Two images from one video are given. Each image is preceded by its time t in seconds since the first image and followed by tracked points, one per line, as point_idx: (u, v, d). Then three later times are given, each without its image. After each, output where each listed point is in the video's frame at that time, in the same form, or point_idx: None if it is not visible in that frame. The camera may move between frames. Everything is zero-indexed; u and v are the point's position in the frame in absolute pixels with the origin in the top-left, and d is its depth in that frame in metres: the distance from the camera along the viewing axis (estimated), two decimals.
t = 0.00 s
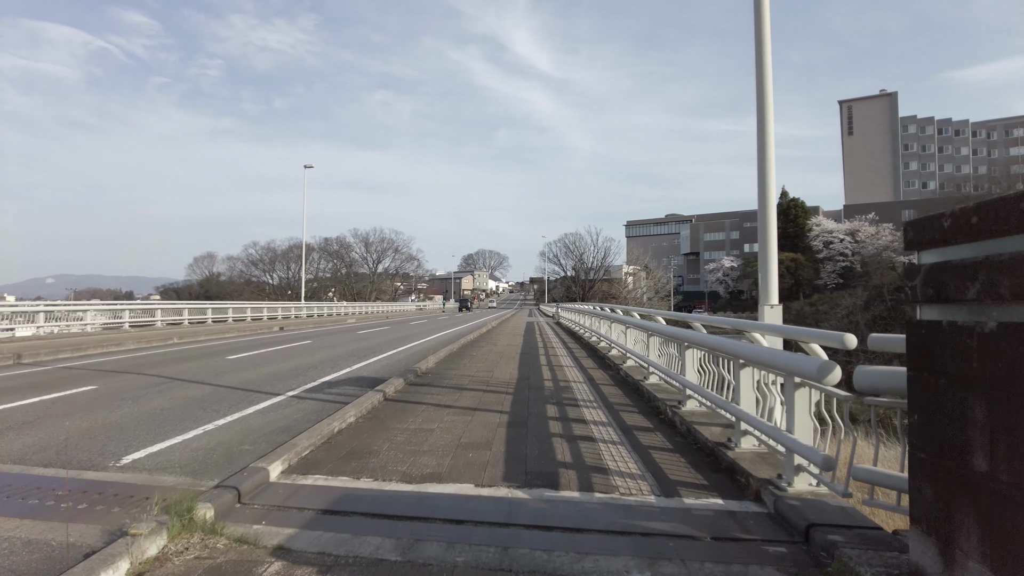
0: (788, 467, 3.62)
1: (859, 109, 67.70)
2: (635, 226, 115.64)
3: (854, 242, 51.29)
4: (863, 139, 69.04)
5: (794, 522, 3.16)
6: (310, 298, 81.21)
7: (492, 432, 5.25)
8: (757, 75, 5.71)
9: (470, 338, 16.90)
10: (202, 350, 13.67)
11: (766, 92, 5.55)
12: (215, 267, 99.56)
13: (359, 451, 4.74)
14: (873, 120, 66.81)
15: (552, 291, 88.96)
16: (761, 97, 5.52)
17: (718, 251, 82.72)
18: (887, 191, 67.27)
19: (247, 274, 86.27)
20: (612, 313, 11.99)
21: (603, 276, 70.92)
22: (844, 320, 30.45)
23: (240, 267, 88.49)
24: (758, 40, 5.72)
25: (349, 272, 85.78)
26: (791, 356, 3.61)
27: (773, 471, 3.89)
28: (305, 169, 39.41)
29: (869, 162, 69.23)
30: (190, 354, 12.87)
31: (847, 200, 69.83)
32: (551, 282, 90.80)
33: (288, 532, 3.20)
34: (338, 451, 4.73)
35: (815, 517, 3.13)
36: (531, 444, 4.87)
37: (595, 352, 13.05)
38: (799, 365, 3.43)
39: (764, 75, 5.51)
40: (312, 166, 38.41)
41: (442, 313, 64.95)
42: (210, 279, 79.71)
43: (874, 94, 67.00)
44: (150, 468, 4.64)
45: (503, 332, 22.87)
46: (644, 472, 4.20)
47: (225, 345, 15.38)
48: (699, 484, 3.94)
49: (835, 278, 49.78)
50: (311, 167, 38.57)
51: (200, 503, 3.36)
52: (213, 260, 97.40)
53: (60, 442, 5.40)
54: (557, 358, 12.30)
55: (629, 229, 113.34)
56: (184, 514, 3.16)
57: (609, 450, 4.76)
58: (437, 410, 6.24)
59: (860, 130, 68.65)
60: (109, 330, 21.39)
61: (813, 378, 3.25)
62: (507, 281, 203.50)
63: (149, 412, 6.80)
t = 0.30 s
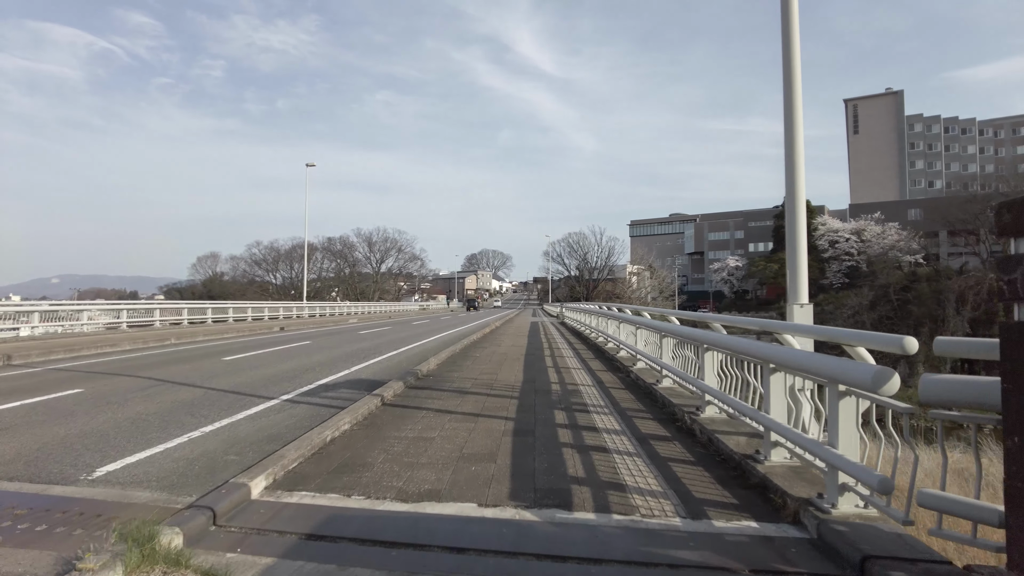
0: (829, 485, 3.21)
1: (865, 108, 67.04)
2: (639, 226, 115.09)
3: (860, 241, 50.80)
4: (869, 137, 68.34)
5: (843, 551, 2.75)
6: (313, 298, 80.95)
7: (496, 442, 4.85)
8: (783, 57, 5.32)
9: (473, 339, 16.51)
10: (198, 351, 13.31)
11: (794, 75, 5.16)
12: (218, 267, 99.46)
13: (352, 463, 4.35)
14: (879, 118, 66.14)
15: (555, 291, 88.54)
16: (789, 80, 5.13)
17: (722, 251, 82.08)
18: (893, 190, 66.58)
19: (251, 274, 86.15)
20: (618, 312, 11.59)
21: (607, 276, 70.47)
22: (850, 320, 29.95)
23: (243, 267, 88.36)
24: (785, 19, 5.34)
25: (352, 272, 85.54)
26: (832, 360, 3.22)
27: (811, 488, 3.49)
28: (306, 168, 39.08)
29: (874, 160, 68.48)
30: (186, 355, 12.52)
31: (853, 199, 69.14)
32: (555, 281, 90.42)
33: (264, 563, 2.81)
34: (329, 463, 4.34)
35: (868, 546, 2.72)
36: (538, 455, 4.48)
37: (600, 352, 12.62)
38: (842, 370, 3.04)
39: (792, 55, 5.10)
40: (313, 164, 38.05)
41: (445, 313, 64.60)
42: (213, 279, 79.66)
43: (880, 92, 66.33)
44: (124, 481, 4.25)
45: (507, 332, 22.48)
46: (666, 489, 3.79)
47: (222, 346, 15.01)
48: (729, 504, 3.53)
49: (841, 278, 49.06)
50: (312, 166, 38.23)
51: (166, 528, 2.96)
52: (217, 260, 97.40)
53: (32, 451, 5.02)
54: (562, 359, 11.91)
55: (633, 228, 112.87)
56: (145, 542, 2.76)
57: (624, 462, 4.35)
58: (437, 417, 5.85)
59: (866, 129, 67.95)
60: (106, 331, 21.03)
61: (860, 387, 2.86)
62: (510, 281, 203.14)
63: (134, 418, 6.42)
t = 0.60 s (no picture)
0: (881, 518, 2.80)
1: (873, 107, 66.26)
2: (644, 226, 114.53)
3: (867, 241, 50.20)
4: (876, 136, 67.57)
5: None
6: (317, 298, 80.83)
7: (501, 459, 4.46)
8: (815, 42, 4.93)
9: (477, 341, 16.13)
10: (195, 354, 12.99)
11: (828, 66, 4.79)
12: (224, 267, 99.51)
13: (343, 485, 3.97)
14: (886, 117, 65.42)
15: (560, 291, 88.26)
16: (822, 66, 4.73)
17: (728, 251, 81.43)
18: (901, 190, 65.83)
19: (255, 274, 86.14)
20: (625, 314, 11.24)
21: (612, 276, 69.98)
22: (857, 321, 29.44)
23: (248, 267, 88.34)
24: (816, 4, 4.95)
25: (357, 271, 85.40)
26: (878, 375, 2.86)
27: (857, 519, 3.09)
28: (311, 168, 38.79)
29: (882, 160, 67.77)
30: (182, 358, 12.19)
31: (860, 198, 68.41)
32: (559, 282, 90.08)
33: None
34: (318, 484, 3.97)
35: None
36: (547, 475, 4.08)
37: (608, 355, 12.19)
38: (891, 387, 2.68)
39: (825, 40, 4.71)
40: (318, 164, 37.91)
41: (449, 313, 64.25)
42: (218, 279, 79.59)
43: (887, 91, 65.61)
44: (94, 502, 3.89)
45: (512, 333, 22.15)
46: (689, 517, 3.40)
47: (221, 348, 14.69)
48: (762, 537, 3.12)
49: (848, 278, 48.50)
50: (316, 166, 38.00)
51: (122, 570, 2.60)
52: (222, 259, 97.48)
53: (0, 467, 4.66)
54: (569, 362, 11.54)
55: (639, 228, 112.64)
56: None
57: (642, 484, 3.96)
58: (438, 429, 5.47)
59: (874, 128, 67.18)
60: (105, 332, 20.74)
61: (915, 407, 2.49)
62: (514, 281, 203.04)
63: (117, 428, 6.07)
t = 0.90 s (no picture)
0: (931, 548, 2.40)
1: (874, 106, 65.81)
2: (646, 226, 114.17)
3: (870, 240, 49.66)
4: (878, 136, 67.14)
5: None
6: (317, 299, 80.54)
7: (496, 473, 4.08)
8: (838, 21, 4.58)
9: (476, 342, 15.76)
10: (186, 356, 12.62)
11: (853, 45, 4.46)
12: (225, 268, 99.32)
13: (319, 503, 3.58)
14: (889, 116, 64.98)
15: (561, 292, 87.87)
16: (846, 48, 4.39)
17: (730, 251, 81.06)
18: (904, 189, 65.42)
19: (255, 275, 85.90)
20: (628, 314, 10.85)
21: (613, 276, 69.59)
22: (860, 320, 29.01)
23: (248, 269, 88.10)
24: None
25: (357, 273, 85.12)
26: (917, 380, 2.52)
27: (899, 545, 2.70)
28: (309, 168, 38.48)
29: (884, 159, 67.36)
30: (172, 360, 11.82)
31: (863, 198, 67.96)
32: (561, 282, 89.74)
33: None
34: (292, 503, 3.59)
35: None
36: (545, 491, 3.70)
37: (611, 357, 11.78)
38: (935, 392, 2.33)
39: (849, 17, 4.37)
40: (316, 164, 37.61)
41: (449, 314, 63.88)
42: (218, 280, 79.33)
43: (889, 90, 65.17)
44: (46, 522, 3.52)
45: (513, 334, 21.78)
46: (706, 542, 3.01)
47: (214, 350, 14.34)
48: (791, 567, 2.73)
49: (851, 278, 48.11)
50: (314, 166, 37.68)
51: None
52: (223, 261, 97.31)
53: None
54: (569, 363, 11.15)
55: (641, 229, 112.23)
56: None
57: (650, 502, 3.57)
58: (430, 437, 5.08)
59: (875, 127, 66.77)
60: (99, 334, 20.39)
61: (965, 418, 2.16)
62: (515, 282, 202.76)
63: (90, 435, 5.70)
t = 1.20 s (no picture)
0: None
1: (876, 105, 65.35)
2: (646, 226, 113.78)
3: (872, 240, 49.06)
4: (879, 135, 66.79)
5: None
6: (316, 300, 80.13)
7: (490, 497, 3.70)
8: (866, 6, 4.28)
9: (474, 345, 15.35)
10: (174, 360, 12.23)
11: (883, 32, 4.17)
12: (224, 269, 98.97)
13: (290, 535, 3.20)
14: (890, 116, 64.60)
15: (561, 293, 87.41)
16: (877, 40, 4.10)
17: (730, 251, 80.60)
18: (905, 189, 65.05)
19: (254, 276, 85.48)
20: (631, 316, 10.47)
21: (613, 277, 69.14)
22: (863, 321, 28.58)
23: (247, 270, 87.70)
24: None
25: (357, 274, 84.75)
26: (960, 398, 2.24)
27: None
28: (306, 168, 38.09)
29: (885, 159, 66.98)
30: (159, 365, 11.43)
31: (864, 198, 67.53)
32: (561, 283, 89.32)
33: None
34: (258, 535, 3.20)
35: None
36: (543, 520, 3.32)
37: (613, 362, 11.39)
38: (988, 415, 2.05)
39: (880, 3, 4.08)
40: (314, 165, 37.19)
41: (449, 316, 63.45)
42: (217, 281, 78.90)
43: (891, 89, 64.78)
44: None
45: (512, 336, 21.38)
46: None
47: (204, 354, 13.94)
48: None
49: (853, 278, 47.69)
50: (311, 166, 37.29)
51: None
52: (222, 262, 96.92)
53: None
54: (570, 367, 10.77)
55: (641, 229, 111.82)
56: None
57: (661, 533, 3.18)
58: (420, 454, 4.70)
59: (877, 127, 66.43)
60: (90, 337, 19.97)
61: None
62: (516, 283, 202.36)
63: (56, 451, 5.31)
